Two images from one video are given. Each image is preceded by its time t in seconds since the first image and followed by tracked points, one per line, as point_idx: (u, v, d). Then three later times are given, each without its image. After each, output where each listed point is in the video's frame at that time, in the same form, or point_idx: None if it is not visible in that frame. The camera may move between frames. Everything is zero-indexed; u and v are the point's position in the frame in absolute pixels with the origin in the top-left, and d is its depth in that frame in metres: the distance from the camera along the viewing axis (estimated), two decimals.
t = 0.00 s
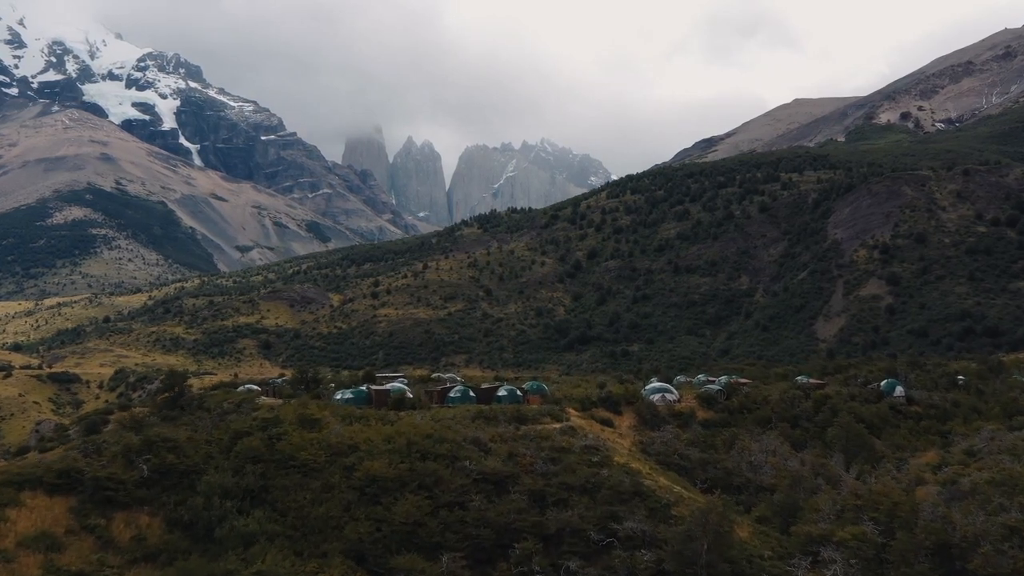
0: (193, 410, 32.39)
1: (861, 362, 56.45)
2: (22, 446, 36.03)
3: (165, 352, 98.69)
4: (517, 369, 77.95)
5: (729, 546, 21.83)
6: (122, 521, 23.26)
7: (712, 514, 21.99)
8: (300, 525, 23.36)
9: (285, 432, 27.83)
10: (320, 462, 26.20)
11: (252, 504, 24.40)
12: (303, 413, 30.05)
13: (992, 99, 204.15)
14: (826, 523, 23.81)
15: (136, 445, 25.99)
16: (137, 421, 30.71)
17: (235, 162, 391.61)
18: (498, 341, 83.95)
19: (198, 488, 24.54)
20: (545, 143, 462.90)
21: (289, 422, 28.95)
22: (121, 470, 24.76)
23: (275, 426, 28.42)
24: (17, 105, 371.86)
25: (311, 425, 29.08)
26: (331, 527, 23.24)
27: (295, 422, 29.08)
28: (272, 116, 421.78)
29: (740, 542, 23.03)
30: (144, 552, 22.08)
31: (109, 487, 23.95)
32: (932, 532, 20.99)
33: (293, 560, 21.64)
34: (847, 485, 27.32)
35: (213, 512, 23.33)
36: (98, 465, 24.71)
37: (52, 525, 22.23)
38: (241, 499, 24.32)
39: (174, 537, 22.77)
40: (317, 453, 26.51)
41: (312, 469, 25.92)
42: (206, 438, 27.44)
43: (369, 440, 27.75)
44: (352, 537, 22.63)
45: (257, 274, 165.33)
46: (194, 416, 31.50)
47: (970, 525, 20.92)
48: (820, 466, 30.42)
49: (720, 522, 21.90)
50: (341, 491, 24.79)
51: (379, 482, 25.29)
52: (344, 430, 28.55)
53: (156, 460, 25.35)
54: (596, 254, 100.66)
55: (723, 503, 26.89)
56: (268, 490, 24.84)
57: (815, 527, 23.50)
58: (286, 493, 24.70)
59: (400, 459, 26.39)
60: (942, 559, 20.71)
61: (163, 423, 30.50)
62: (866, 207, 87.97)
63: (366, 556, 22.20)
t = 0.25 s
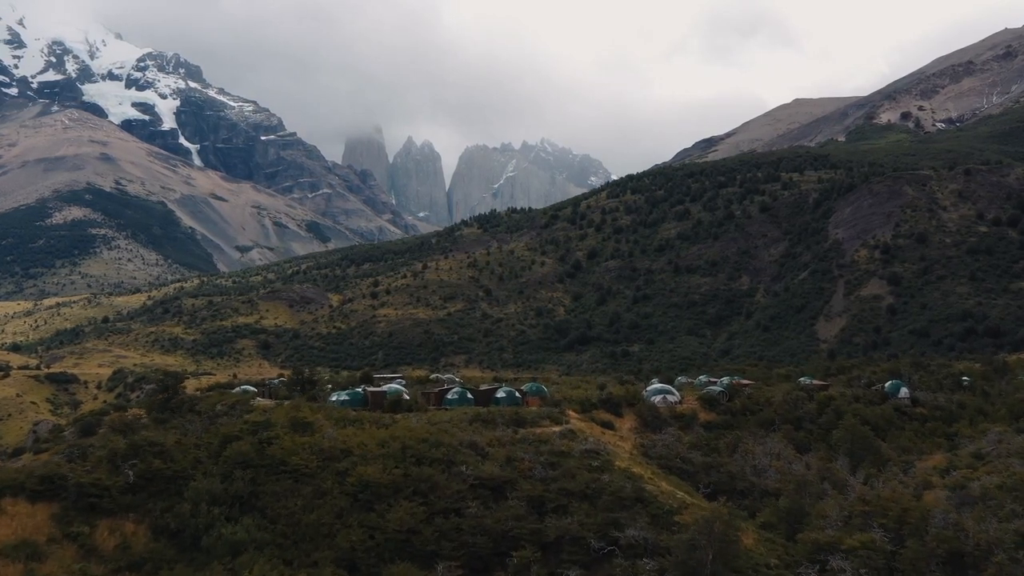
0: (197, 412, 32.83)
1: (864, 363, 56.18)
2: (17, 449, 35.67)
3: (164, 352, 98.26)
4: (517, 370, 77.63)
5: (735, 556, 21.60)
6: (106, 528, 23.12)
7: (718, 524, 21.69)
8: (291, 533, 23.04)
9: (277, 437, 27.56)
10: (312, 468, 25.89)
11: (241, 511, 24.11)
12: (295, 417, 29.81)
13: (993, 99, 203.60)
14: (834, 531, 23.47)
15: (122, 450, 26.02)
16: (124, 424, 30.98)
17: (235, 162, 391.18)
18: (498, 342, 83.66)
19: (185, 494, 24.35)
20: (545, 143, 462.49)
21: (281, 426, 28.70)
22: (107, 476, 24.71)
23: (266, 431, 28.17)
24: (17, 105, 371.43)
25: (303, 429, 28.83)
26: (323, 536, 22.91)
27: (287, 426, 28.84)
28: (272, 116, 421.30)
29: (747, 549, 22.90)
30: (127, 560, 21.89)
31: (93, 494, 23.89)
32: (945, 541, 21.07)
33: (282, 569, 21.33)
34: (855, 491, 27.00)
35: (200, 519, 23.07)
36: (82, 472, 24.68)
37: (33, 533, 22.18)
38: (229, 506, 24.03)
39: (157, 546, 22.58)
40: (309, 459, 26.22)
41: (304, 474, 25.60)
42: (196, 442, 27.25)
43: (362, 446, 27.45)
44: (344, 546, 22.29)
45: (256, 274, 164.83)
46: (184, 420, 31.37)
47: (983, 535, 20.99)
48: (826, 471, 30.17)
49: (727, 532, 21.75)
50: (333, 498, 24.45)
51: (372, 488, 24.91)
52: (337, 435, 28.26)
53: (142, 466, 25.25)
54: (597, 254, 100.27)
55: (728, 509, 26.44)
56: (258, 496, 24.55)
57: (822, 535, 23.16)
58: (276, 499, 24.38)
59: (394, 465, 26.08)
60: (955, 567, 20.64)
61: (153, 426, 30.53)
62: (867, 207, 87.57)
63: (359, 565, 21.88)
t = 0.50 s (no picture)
0: (188, 415, 32.82)
1: (865, 364, 55.94)
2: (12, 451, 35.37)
3: (163, 352, 97.88)
4: (517, 370, 77.32)
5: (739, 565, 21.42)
6: (90, 536, 23.05)
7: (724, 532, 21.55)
8: (281, 540, 22.81)
9: (268, 441, 27.49)
10: (304, 473, 25.73)
11: (230, 518, 24.05)
12: (287, 420, 29.63)
13: (994, 99, 203.16)
14: (842, 537, 23.30)
15: (108, 456, 26.03)
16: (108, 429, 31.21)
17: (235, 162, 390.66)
18: (498, 342, 83.35)
19: (173, 501, 24.31)
20: (544, 143, 462.28)
21: (273, 431, 28.54)
22: (93, 482, 24.64)
23: (257, 434, 28.07)
24: (17, 105, 371.26)
25: (295, 433, 28.67)
26: (314, 543, 22.65)
27: (280, 430, 28.67)
28: (272, 116, 420.87)
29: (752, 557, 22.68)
30: (111, 568, 21.80)
31: (77, 500, 23.76)
32: (958, 549, 20.81)
33: None
34: (862, 497, 26.82)
35: (187, 527, 23.09)
36: (66, 477, 24.55)
37: (16, 541, 22.02)
38: (218, 513, 23.99)
39: (143, 554, 22.50)
40: (300, 464, 26.07)
41: (296, 480, 25.46)
42: (185, 446, 27.38)
43: (356, 450, 27.25)
44: (337, 553, 22.00)
45: (256, 275, 164.37)
46: (174, 424, 31.21)
47: (998, 544, 20.77)
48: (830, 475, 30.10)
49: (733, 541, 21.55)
50: (326, 504, 24.21)
51: (365, 494, 24.64)
52: (331, 438, 28.06)
53: (127, 471, 25.20)
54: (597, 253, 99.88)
55: (733, 517, 26.35)
56: (248, 503, 24.48)
57: (829, 542, 22.90)
58: (266, 507, 24.24)
59: (389, 469, 25.91)
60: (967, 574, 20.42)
61: (142, 430, 30.69)
62: (867, 206, 87.15)
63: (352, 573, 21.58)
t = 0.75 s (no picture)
0: (177, 419, 32.54)
1: (867, 365, 55.58)
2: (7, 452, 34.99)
3: (162, 353, 97.42)
4: (517, 371, 77.02)
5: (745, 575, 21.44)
6: (71, 543, 23.32)
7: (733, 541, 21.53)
8: (272, 549, 23.04)
9: (257, 445, 27.58)
10: (295, 479, 25.84)
11: (217, 526, 24.27)
12: (279, 423, 29.51)
13: (995, 99, 202.81)
14: (851, 545, 23.17)
15: (93, 461, 26.25)
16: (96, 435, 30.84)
17: (235, 162, 390.29)
18: (498, 342, 83.00)
19: (158, 508, 24.42)
20: (544, 143, 462.01)
21: (265, 435, 28.49)
22: (77, 488, 24.88)
23: (246, 439, 28.16)
24: (17, 105, 370.82)
25: (287, 437, 28.57)
26: (305, 552, 22.92)
27: (271, 434, 28.59)
28: (272, 116, 420.42)
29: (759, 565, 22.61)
30: None
31: (61, 507, 23.99)
32: (970, 558, 20.63)
33: None
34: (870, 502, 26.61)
35: (172, 535, 23.22)
36: (49, 482, 24.71)
37: None
38: (205, 520, 24.22)
39: (126, 562, 22.76)
40: (291, 470, 26.14)
41: (286, 486, 25.64)
42: (174, 450, 27.68)
43: (349, 454, 27.20)
44: (328, 563, 22.23)
45: (256, 275, 163.82)
46: (163, 428, 30.95)
47: (1012, 552, 20.53)
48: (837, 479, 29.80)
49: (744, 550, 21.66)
50: (317, 511, 24.40)
51: (358, 501, 24.74)
52: (323, 442, 27.99)
53: (112, 477, 25.38)
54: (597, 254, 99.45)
55: (738, 524, 26.35)
56: (236, 510, 24.71)
57: (838, 550, 22.69)
58: (255, 514, 24.46)
59: (383, 474, 25.95)
60: None
61: (131, 434, 30.60)
62: (868, 206, 86.72)
63: None
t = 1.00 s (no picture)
0: (170, 423, 32.49)
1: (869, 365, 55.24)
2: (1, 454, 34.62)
3: (161, 353, 97.02)
4: (517, 372, 76.69)
5: None
6: (53, 554, 22.94)
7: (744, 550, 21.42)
8: (261, 558, 22.69)
9: (247, 450, 27.34)
10: (286, 486, 25.56)
11: (204, 534, 23.88)
12: (271, 428, 29.30)
13: (995, 98, 202.47)
14: (860, 552, 22.96)
15: (77, 466, 25.89)
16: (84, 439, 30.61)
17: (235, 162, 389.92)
18: (498, 342, 82.73)
19: (143, 516, 24.10)
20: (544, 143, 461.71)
21: (256, 441, 28.29)
22: (59, 495, 24.50)
23: (236, 444, 27.97)
24: (16, 105, 370.54)
25: (278, 442, 28.37)
26: (295, 561, 22.56)
27: (262, 439, 28.41)
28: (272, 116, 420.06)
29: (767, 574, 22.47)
30: None
31: (42, 514, 23.58)
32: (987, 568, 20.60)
33: None
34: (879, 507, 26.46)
35: (157, 545, 22.81)
36: (29, 489, 24.30)
37: None
38: (191, 528, 23.80)
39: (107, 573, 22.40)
40: (281, 476, 25.86)
41: (276, 493, 25.33)
42: (160, 456, 27.40)
43: (341, 460, 26.95)
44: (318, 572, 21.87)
45: (255, 275, 163.40)
46: (151, 434, 30.92)
47: None
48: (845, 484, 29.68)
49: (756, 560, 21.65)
50: (307, 519, 24.07)
51: (350, 508, 24.40)
52: (315, 448, 27.78)
53: (95, 483, 25.01)
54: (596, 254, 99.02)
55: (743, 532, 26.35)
56: (224, 517, 24.36)
57: (847, 558, 22.42)
58: (243, 522, 24.12)
59: (376, 480, 25.60)
60: None
61: (119, 439, 30.31)
62: (869, 206, 86.28)
63: None
